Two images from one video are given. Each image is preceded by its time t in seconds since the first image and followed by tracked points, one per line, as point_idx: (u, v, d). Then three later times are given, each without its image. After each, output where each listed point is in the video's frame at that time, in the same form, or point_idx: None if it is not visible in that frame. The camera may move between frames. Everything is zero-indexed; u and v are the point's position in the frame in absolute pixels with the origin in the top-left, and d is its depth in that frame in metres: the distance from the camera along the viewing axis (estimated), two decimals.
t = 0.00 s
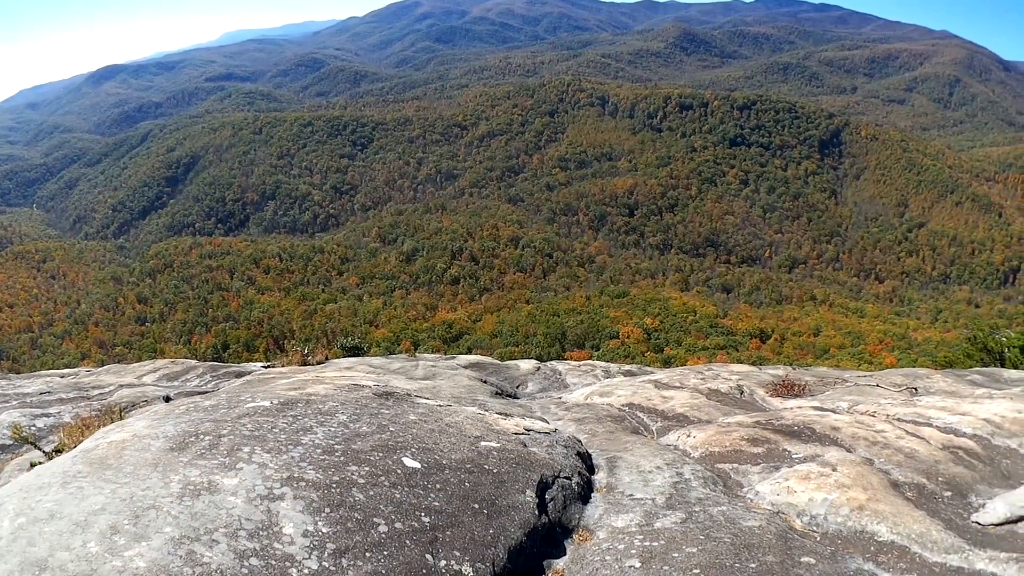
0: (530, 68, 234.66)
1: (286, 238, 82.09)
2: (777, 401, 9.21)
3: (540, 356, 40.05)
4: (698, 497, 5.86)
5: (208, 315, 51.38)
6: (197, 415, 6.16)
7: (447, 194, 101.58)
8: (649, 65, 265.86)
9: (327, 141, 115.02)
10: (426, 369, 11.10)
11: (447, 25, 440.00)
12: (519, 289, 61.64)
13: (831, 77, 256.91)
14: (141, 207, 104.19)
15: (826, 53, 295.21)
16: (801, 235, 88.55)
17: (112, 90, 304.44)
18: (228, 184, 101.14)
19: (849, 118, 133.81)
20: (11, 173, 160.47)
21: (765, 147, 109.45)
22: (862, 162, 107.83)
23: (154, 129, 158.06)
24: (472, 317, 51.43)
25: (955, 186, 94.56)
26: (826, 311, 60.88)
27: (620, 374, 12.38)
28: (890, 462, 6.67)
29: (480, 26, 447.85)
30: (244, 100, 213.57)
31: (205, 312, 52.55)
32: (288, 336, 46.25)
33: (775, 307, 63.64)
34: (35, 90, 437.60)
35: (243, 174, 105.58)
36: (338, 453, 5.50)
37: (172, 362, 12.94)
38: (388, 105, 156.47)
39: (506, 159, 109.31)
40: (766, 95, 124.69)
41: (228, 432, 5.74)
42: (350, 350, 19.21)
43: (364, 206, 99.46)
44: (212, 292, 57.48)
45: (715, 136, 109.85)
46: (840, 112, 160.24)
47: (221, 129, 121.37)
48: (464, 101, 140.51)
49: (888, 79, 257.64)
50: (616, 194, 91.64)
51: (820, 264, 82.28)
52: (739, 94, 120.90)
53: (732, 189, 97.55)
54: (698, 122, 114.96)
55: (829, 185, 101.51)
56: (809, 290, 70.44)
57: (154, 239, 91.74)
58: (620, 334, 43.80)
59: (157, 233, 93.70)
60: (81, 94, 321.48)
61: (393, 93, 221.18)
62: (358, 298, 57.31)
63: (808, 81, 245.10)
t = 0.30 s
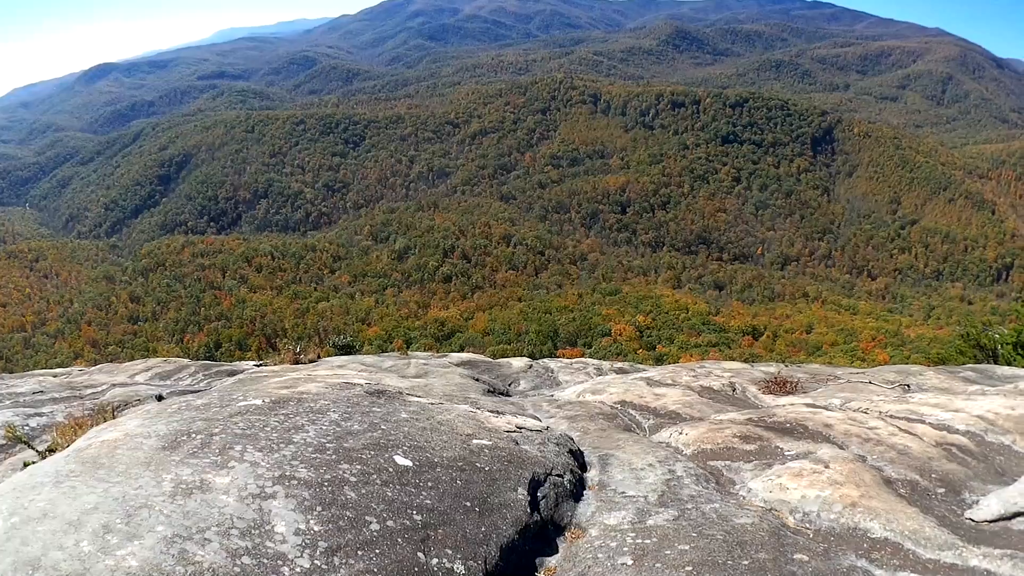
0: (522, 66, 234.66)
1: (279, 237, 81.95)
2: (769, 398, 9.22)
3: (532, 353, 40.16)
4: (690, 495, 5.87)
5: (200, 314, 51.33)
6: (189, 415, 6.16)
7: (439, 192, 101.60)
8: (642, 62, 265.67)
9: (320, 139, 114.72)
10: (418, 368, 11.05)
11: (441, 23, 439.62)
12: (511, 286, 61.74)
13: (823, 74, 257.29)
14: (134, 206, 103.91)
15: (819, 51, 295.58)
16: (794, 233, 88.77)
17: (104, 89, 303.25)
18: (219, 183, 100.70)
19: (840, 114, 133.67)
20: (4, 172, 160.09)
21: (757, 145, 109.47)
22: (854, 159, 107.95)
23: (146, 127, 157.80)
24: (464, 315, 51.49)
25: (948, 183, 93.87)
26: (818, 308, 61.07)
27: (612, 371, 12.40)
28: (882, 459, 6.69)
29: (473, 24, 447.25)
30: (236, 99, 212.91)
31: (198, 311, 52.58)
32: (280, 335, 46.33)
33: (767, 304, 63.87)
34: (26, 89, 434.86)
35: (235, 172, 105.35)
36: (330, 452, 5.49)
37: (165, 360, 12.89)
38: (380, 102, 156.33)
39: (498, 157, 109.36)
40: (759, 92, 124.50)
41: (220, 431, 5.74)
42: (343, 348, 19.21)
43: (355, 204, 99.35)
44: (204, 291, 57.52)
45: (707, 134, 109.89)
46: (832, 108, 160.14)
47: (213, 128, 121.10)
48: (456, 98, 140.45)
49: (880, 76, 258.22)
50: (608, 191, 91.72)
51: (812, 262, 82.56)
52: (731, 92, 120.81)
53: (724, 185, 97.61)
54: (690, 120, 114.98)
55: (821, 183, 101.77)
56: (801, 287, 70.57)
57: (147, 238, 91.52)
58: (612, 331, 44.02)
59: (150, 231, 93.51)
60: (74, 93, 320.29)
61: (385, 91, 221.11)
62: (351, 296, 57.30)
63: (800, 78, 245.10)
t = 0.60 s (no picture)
0: (513, 67, 234.92)
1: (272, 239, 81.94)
2: (764, 397, 9.19)
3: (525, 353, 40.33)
4: (684, 493, 5.87)
5: (194, 317, 51.36)
6: (184, 417, 6.16)
7: (431, 193, 101.76)
8: (634, 62, 265.93)
9: (312, 141, 114.46)
10: (412, 369, 11.06)
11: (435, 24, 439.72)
12: (504, 287, 61.85)
13: (815, 73, 257.90)
14: (127, 210, 103.66)
15: (811, 49, 296.12)
16: (787, 231, 89.09)
17: (97, 91, 302.46)
18: (212, 186, 100.39)
19: (831, 113, 133.81)
20: None
21: (749, 144, 109.62)
22: (847, 157, 108.15)
23: (138, 130, 157.70)
24: (458, 316, 51.55)
25: (940, 180, 94.27)
26: (812, 306, 61.21)
27: (605, 371, 12.42)
28: (876, 456, 6.71)
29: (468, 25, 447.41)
30: (228, 101, 212.82)
31: (191, 314, 52.59)
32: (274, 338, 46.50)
33: (760, 303, 64.03)
34: (18, 93, 433.17)
35: (228, 175, 105.15)
36: (324, 453, 5.49)
37: (159, 363, 12.88)
38: (372, 104, 156.38)
39: (490, 158, 109.45)
40: (751, 91, 124.61)
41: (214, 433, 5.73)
42: (337, 350, 19.19)
43: (348, 206, 99.33)
44: (198, 294, 57.51)
45: (699, 133, 110.05)
46: (824, 107, 160.25)
47: (206, 130, 121.03)
48: (448, 99, 140.47)
49: (872, 74, 258.93)
50: (600, 191, 91.79)
51: (805, 260, 82.79)
52: (723, 90, 120.86)
53: (717, 184, 97.76)
54: (682, 119, 115.17)
55: (814, 181, 102.05)
56: (794, 285, 70.68)
57: (139, 241, 91.36)
58: (606, 330, 44.20)
59: (143, 235, 93.28)
60: (67, 96, 319.02)
61: (377, 92, 221.22)
62: (344, 298, 57.30)
63: (793, 77, 245.45)
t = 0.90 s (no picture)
0: (506, 68, 235.12)
1: (265, 242, 81.84)
2: (757, 397, 9.21)
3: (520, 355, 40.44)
4: (678, 494, 5.88)
5: (188, 320, 51.32)
6: (177, 420, 6.15)
7: (425, 195, 101.83)
8: (627, 62, 265.93)
9: (305, 143, 114.15)
10: (406, 371, 11.07)
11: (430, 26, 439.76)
12: (497, 288, 61.97)
13: (808, 73, 258.31)
14: (120, 212, 103.36)
15: (804, 49, 296.73)
16: (780, 231, 89.48)
17: (90, 94, 301.55)
18: (205, 188, 100.09)
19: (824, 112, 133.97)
20: None
21: (743, 144, 109.75)
22: (840, 157, 108.38)
23: (132, 133, 157.54)
24: (452, 318, 51.63)
25: (934, 180, 94.23)
26: (806, 306, 61.37)
27: (599, 371, 12.43)
28: (870, 456, 6.72)
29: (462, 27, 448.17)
30: (222, 104, 212.47)
31: (186, 316, 52.57)
32: (268, 340, 46.62)
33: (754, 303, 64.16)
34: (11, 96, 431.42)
35: (222, 177, 104.97)
36: (317, 456, 5.49)
37: (154, 367, 12.85)
38: (365, 106, 156.26)
39: (483, 160, 109.53)
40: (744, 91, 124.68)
41: (208, 436, 5.74)
42: (330, 352, 19.12)
43: (342, 208, 99.25)
44: (192, 297, 57.49)
45: (693, 134, 110.07)
46: (817, 107, 160.47)
47: (199, 133, 120.83)
48: (441, 100, 140.38)
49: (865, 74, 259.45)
50: (594, 192, 91.85)
51: (799, 260, 82.98)
52: (717, 91, 120.85)
53: (710, 185, 97.84)
54: (675, 120, 115.27)
55: (807, 181, 102.30)
56: (788, 285, 70.82)
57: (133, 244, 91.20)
58: (600, 331, 44.37)
59: (137, 238, 93.16)
60: (60, 98, 317.89)
61: (370, 94, 221.09)
62: (338, 300, 57.27)
63: (786, 77, 245.63)
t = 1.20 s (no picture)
0: (498, 72, 235.43)
1: (258, 247, 81.81)
2: (752, 397, 9.24)
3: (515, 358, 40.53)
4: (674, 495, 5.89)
5: (182, 327, 51.32)
6: (172, 427, 6.14)
7: (418, 200, 101.84)
8: (619, 65, 266.10)
9: (297, 149, 113.86)
10: (401, 376, 11.07)
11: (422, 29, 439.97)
12: (491, 292, 62.10)
13: (800, 72, 258.94)
14: (113, 219, 103.07)
15: (795, 48, 297.38)
16: (773, 231, 89.81)
17: (82, 101, 300.79)
18: (198, 194, 99.95)
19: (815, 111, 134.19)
20: None
21: (735, 144, 109.87)
22: (833, 156, 108.61)
23: (124, 140, 157.40)
24: (446, 322, 51.73)
25: (927, 176, 93.88)
26: (800, 305, 61.56)
27: (595, 373, 12.43)
28: (867, 454, 6.73)
29: (454, 31, 448.43)
30: (214, 110, 212.03)
31: (180, 323, 52.50)
32: (262, 347, 46.65)
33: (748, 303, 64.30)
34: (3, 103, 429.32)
35: (215, 184, 104.75)
36: (312, 462, 5.49)
37: (148, 374, 12.81)
38: (357, 111, 156.29)
39: (476, 164, 109.54)
40: (736, 92, 124.74)
41: (204, 443, 5.73)
42: (325, 357, 19.08)
43: (335, 213, 99.09)
44: (186, 303, 57.40)
45: (685, 135, 110.17)
46: (808, 106, 160.57)
47: (191, 139, 120.74)
48: (433, 104, 140.37)
49: (856, 72, 260.26)
50: (586, 195, 91.91)
51: (792, 259, 83.17)
52: (708, 91, 120.69)
53: (703, 185, 97.82)
54: (667, 121, 115.42)
55: (800, 180, 102.57)
56: (782, 284, 71.01)
57: (126, 251, 91.03)
58: (594, 334, 44.45)
59: (130, 245, 92.94)
60: (52, 106, 317.08)
61: (362, 99, 221.20)
62: (332, 306, 57.24)
63: (778, 76, 246.04)
